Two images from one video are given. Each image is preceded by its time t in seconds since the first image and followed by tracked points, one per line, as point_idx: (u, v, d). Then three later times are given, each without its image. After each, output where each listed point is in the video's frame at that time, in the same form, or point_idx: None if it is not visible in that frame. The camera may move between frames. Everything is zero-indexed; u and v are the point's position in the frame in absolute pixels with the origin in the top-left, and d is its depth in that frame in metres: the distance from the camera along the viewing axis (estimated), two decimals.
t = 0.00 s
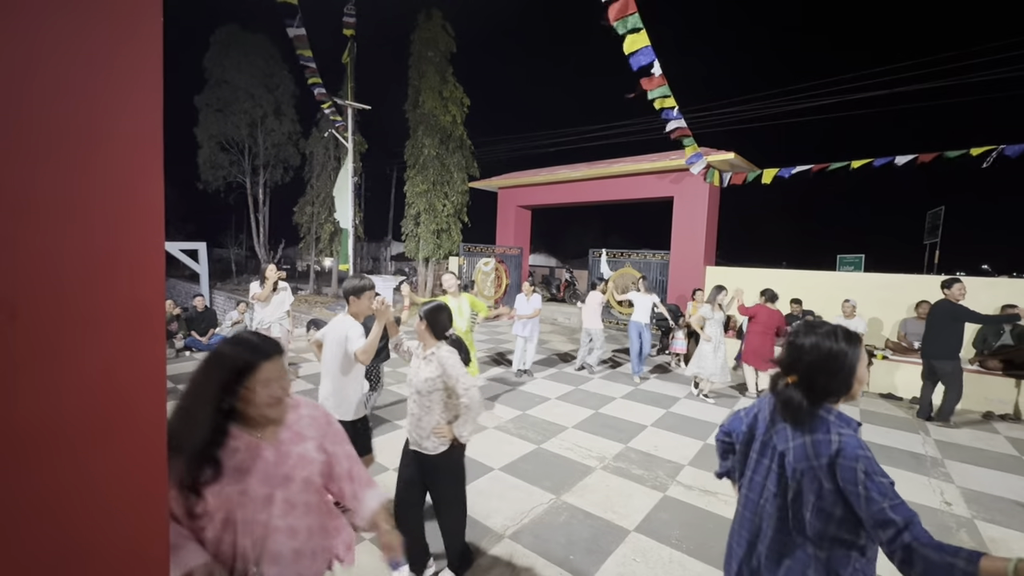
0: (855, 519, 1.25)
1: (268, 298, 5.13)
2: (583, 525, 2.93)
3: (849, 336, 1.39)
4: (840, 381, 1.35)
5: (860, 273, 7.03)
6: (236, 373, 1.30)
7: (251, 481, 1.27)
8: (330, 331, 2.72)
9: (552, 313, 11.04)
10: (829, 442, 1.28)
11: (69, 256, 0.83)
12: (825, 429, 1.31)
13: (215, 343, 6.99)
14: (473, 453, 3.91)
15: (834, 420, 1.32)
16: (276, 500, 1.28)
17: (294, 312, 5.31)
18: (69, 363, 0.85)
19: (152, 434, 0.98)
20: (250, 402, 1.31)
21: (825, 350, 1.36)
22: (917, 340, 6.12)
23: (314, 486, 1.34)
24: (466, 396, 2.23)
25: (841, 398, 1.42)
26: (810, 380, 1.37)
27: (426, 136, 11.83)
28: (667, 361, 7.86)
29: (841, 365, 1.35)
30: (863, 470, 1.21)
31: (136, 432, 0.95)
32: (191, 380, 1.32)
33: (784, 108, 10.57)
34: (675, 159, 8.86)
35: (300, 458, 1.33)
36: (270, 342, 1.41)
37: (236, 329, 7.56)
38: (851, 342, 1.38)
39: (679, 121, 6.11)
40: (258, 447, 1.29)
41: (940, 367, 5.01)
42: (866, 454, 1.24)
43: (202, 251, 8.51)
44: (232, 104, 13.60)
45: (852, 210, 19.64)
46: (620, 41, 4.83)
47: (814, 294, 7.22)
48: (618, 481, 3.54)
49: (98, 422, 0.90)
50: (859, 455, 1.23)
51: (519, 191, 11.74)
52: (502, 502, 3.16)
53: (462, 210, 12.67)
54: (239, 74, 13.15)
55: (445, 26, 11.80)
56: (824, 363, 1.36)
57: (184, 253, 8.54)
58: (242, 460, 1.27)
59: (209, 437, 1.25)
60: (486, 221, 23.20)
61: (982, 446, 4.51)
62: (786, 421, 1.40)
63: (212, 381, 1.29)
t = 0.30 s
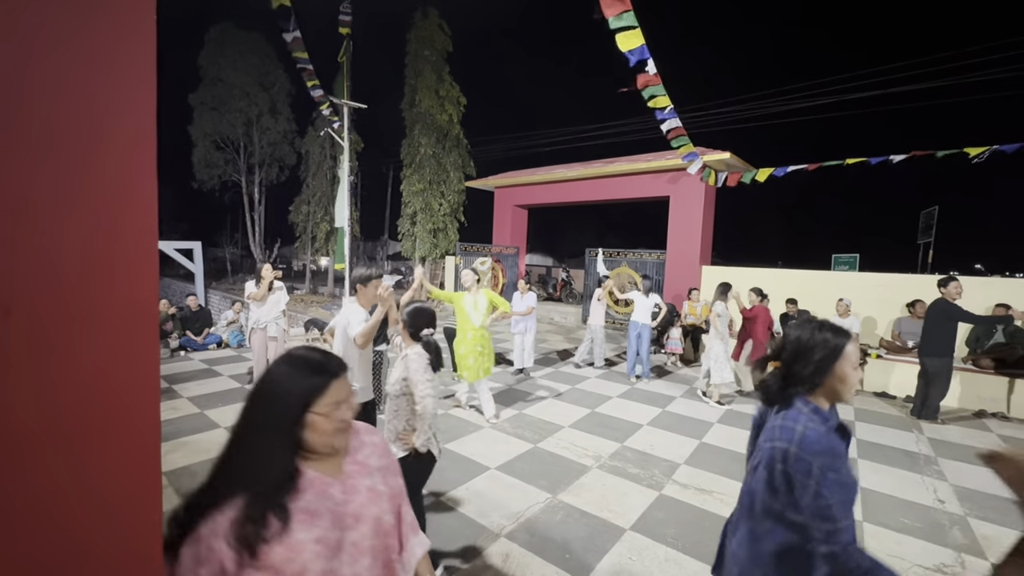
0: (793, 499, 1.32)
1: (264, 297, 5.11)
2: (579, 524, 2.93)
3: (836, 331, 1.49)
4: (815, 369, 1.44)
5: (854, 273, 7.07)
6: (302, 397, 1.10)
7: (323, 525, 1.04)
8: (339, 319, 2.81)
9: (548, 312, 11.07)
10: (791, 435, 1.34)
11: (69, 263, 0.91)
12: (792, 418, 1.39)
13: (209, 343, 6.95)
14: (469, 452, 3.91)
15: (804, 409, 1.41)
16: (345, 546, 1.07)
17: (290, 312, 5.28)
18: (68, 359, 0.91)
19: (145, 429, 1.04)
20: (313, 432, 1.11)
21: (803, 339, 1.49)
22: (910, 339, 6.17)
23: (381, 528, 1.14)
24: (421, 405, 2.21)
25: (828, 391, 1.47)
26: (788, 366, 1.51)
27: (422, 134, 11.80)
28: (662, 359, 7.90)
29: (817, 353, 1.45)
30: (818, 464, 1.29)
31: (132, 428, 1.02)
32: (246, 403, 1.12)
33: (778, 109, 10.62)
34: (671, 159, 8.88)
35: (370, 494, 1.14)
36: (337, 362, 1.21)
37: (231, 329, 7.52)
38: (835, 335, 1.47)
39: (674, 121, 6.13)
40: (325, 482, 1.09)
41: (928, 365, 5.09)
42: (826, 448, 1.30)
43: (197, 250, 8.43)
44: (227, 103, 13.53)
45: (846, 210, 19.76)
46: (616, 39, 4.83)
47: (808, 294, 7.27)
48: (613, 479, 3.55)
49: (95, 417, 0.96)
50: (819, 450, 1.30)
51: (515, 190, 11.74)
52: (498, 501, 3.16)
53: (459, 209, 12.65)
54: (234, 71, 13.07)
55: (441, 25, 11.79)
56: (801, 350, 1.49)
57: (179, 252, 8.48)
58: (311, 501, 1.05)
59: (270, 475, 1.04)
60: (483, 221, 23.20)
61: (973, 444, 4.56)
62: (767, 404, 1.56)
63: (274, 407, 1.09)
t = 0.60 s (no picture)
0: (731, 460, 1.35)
1: (259, 296, 5.09)
2: (574, 523, 2.94)
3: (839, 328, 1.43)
4: (809, 359, 1.40)
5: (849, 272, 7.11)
6: (380, 442, 0.96)
7: None
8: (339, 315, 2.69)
9: (544, 310, 11.09)
10: (750, 428, 1.34)
11: (64, 300, 1.37)
12: (762, 411, 1.38)
13: (204, 342, 6.92)
14: (465, 450, 3.92)
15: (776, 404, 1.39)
16: None
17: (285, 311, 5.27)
18: (68, 357, 1.38)
19: (132, 401, 1.54)
20: (390, 487, 0.96)
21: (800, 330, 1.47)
22: (905, 338, 6.20)
23: None
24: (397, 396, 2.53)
25: (821, 386, 1.40)
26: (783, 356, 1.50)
27: (419, 133, 11.76)
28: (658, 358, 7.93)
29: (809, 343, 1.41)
30: (773, 456, 1.30)
31: (120, 400, 1.51)
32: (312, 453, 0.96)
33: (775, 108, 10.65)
34: (667, 158, 8.90)
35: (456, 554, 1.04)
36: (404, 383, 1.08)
37: (225, 328, 7.48)
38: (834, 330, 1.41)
39: (669, 121, 6.15)
40: (413, 551, 0.98)
41: (928, 366, 5.13)
42: (783, 442, 1.31)
43: (192, 249, 8.37)
44: (222, 101, 13.45)
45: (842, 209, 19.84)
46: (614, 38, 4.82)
47: (803, 293, 7.30)
48: (609, 478, 3.56)
49: (93, 394, 1.44)
50: (777, 445, 1.30)
51: (511, 188, 11.72)
52: (494, 499, 3.17)
53: (455, 208, 12.63)
54: (228, 69, 12.98)
55: (438, 23, 11.75)
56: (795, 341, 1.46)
57: (173, 250, 8.42)
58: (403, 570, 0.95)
59: (354, 536, 0.91)
60: (479, 220, 23.17)
61: (966, 442, 4.59)
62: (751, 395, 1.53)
63: (347, 464, 0.93)
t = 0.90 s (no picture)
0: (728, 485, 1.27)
1: (253, 295, 5.07)
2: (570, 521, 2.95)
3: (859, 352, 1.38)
4: (826, 387, 1.33)
5: (842, 271, 7.16)
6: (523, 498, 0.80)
7: None
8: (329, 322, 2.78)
9: (539, 310, 11.10)
10: (750, 446, 1.25)
11: (61, 296, 1.36)
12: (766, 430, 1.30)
13: (197, 341, 6.88)
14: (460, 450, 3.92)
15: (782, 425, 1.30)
16: None
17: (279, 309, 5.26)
18: (68, 354, 1.38)
19: (129, 397, 1.53)
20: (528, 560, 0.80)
21: (818, 354, 1.37)
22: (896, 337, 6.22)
23: None
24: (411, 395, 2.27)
25: (839, 413, 1.34)
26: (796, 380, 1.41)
27: (414, 132, 11.74)
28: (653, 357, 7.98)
29: (834, 369, 1.33)
30: (770, 479, 1.22)
31: (118, 396, 1.51)
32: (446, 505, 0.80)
33: (769, 109, 10.70)
34: (662, 157, 8.92)
35: None
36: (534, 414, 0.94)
37: (219, 327, 7.43)
38: (855, 356, 1.36)
39: (664, 121, 6.17)
40: None
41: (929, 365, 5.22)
42: (786, 468, 1.22)
43: (184, 248, 8.31)
44: (215, 99, 13.36)
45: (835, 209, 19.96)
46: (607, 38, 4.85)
47: (797, 293, 7.34)
48: (604, 476, 3.57)
49: (92, 391, 1.45)
50: (777, 470, 1.21)
51: (506, 188, 11.72)
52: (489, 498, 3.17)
53: (450, 207, 12.61)
54: (221, 66, 12.88)
55: (432, 22, 11.73)
56: (813, 366, 1.36)
57: (166, 249, 8.36)
58: None
59: None
60: (475, 219, 23.15)
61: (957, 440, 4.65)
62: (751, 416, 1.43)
63: (484, 523, 0.77)
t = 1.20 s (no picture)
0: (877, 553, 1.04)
1: (246, 293, 5.03)
2: (564, 519, 2.96)
3: (903, 358, 1.29)
4: (899, 408, 1.20)
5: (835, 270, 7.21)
6: None
7: None
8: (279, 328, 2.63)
9: (534, 308, 11.10)
10: (885, 506, 1.05)
11: (53, 297, 1.35)
12: (875, 475, 1.10)
13: (190, 340, 6.82)
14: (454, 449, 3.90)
15: (884, 464, 1.12)
16: None
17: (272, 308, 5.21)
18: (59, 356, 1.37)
19: (123, 398, 1.52)
20: None
21: (884, 370, 1.21)
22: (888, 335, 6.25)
23: None
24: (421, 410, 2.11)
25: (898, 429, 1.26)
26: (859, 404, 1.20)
27: (408, 130, 11.68)
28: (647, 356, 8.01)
29: (902, 388, 1.21)
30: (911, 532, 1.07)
31: (111, 397, 1.50)
32: None
33: (763, 108, 10.74)
34: (657, 156, 8.94)
35: None
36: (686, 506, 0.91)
37: (212, 326, 7.37)
38: (905, 364, 1.27)
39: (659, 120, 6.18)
40: None
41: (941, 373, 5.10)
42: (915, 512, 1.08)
43: (177, 246, 8.24)
44: (208, 96, 13.24)
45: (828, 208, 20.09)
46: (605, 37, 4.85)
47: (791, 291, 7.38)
48: (599, 475, 3.58)
49: (86, 392, 1.44)
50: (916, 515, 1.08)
51: (502, 186, 11.70)
52: (484, 497, 3.17)
53: (445, 205, 12.59)
54: (214, 62, 12.76)
55: (427, 19, 11.70)
56: (880, 384, 1.20)
57: (158, 247, 8.29)
58: None
59: None
60: (469, 217, 23.10)
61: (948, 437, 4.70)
62: (827, 456, 1.19)
63: None
